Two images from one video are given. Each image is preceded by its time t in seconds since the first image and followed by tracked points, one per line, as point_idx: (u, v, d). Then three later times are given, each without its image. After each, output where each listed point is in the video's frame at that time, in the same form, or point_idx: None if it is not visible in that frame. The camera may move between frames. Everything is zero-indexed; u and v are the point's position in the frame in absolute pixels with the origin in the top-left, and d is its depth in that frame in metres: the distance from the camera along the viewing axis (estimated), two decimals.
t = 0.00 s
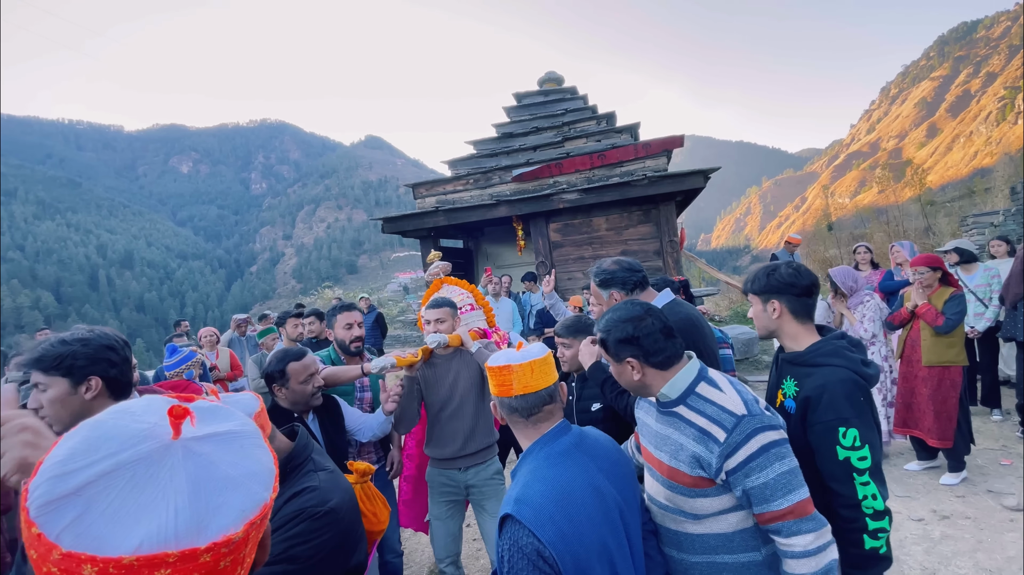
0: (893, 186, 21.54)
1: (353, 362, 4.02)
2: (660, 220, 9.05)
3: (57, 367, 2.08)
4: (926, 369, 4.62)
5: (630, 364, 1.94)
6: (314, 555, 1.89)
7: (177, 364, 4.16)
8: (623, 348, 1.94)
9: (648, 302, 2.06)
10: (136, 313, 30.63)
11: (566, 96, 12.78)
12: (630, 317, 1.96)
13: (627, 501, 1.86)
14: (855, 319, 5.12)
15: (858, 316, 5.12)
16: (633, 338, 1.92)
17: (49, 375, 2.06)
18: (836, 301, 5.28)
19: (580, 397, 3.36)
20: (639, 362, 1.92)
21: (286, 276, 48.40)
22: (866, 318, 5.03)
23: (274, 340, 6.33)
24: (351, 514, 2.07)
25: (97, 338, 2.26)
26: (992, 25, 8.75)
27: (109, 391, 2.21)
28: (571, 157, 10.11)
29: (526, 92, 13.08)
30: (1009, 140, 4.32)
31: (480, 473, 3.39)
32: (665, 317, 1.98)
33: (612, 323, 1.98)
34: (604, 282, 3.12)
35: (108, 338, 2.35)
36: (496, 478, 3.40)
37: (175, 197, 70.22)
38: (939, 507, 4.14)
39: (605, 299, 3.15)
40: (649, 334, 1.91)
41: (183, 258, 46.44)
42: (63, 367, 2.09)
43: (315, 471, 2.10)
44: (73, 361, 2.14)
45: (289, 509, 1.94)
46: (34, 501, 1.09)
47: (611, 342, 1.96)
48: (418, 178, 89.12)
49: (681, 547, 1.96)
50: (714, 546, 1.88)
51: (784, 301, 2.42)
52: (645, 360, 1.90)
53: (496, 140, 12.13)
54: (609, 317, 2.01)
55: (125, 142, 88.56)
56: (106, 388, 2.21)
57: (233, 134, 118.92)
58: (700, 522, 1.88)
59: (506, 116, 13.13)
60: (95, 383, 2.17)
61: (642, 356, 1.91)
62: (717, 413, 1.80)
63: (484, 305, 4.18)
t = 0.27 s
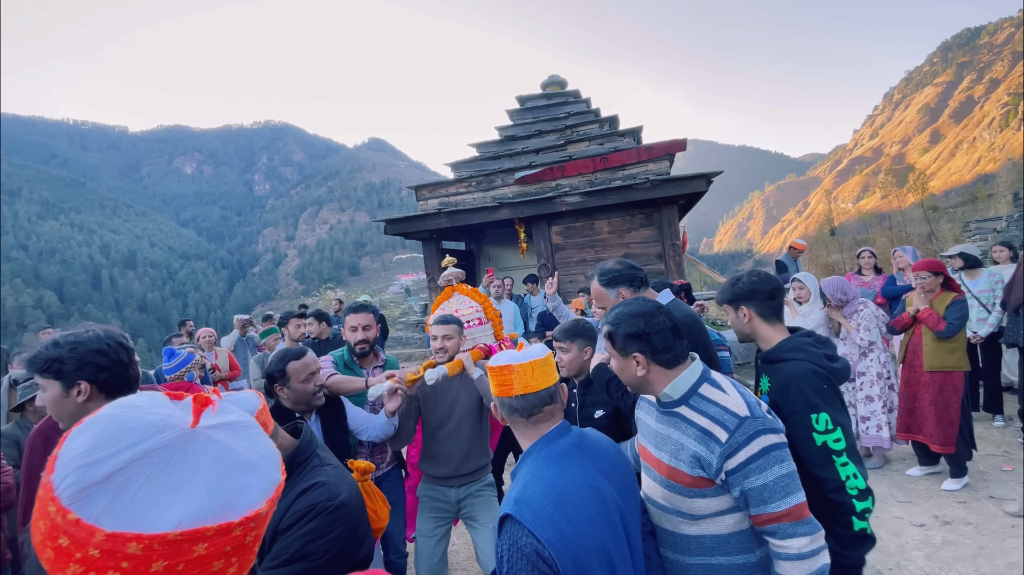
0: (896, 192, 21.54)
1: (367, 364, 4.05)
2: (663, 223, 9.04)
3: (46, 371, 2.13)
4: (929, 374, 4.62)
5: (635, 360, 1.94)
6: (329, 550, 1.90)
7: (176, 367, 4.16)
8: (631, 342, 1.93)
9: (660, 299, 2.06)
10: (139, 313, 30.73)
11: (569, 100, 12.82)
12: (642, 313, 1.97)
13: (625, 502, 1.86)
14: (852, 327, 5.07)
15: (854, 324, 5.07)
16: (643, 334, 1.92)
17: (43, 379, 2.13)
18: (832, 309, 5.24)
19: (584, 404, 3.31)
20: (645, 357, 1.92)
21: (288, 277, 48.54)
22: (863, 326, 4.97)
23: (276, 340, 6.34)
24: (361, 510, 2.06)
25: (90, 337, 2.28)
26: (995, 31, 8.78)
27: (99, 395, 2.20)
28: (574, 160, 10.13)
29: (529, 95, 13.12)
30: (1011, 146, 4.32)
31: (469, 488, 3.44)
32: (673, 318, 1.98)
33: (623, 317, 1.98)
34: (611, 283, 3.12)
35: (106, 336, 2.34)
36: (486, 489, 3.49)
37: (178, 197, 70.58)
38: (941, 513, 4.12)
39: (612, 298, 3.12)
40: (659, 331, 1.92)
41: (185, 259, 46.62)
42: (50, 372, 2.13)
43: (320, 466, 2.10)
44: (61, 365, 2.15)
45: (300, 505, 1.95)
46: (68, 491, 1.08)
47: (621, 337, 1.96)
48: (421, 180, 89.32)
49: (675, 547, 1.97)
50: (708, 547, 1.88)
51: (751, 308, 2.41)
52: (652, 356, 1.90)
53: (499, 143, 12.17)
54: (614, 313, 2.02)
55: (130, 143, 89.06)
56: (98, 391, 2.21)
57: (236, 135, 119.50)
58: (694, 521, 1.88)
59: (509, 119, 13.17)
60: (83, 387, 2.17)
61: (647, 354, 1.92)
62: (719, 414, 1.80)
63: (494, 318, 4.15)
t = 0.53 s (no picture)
0: (895, 198, 21.61)
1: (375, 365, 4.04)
2: (662, 227, 9.05)
3: (35, 389, 2.13)
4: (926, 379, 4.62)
5: (649, 350, 1.97)
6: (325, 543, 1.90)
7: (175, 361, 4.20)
8: (648, 332, 1.97)
9: (682, 295, 2.12)
10: (138, 314, 30.75)
11: (569, 104, 12.87)
12: (667, 304, 2.02)
13: (620, 498, 1.87)
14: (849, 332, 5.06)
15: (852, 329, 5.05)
16: (663, 325, 1.97)
17: (34, 397, 2.15)
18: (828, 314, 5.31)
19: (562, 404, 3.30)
20: (660, 348, 1.96)
21: (288, 279, 48.59)
22: (858, 330, 4.97)
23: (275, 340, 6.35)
24: (358, 504, 2.06)
25: (75, 349, 2.26)
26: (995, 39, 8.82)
27: (95, 403, 2.19)
28: (574, 164, 10.16)
29: (530, 99, 13.17)
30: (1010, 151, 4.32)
31: (467, 490, 3.43)
32: (692, 317, 2.03)
33: (645, 304, 2.03)
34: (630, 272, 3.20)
35: (93, 346, 2.31)
36: (482, 492, 3.46)
37: (179, 199, 70.74)
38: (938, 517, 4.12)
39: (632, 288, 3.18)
40: (680, 325, 1.97)
41: (185, 260, 46.70)
42: (37, 391, 2.13)
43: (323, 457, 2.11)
44: (50, 380, 2.14)
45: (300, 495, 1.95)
46: (190, 401, 1.08)
47: (638, 325, 2.00)
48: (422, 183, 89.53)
49: (667, 542, 1.97)
50: (699, 543, 1.89)
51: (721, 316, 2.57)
52: (667, 348, 1.94)
53: (500, 146, 12.22)
54: (635, 300, 2.07)
55: (132, 145, 89.35)
56: (94, 399, 2.20)
57: (238, 138, 119.91)
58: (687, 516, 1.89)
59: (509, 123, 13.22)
60: (78, 398, 2.16)
61: (662, 344, 1.96)
62: (724, 414, 1.82)
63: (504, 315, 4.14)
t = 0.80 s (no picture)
0: (895, 202, 21.65)
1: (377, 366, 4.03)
2: (661, 230, 9.06)
3: (32, 384, 2.15)
4: (922, 385, 4.62)
5: (653, 356, 2.04)
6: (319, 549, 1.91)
7: (175, 365, 4.19)
8: (654, 339, 2.04)
9: (692, 304, 2.18)
10: (138, 314, 30.70)
11: (569, 107, 12.89)
12: (675, 313, 2.08)
13: (615, 505, 1.88)
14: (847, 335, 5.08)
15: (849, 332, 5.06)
16: (671, 334, 2.04)
17: (30, 393, 2.17)
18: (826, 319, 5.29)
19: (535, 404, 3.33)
20: (665, 355, 2.02)
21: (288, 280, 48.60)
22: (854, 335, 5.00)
23: (274, 342, 6.37)
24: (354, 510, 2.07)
25: (71, 347, 2.29)
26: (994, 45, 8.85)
27: (90, 403, 2.21)
28: (573, 167, 10.18)
29: (529, 102, 13.20)
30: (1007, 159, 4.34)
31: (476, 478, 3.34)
32: (701, 327, 2.09)
33: (656, 311, 2.09)
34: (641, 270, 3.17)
35: (90, 346, 2.34)
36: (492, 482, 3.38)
37: (180, 199, 70.74)
38: (934, 523, 4.13)
39: (643, 288, 3.13)
40: (688, 336, 2.03)
41: (186, 260, 46.70)
42: (35, 386, 2.16)
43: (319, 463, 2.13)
44: (48, 376, 2.17)
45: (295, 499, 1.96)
46: (268, 390, 1.39)
47: (645, 331, 2.07)
48: (423, 185, 89.59)
49: (658, 546, 1.98)
50: (686, 548, 1.90)
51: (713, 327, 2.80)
52: (672, 356, 2.01)
53: (500, 149, 12.24)
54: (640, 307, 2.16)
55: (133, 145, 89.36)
56: (88, 399, 2.22)
57: (239, 138, 119.93)
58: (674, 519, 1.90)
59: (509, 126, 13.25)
60: (73, 396, 2.18)
61: (667, 353, 2.02)
62: (716, 423, 1.83)
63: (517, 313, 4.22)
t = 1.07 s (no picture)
0: (894, 210, 21.70)
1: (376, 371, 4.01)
2: (660, 238, 9.10)
3: (30, 384, 2.19)
4: (920, 393, 4.64)
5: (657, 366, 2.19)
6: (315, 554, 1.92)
7: (177, 371, 4.19)
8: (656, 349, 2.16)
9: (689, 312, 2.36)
10: (138, 321, 30.66)
11: (568, 116, 12.98)
12: (672, 323, 2.21)
13: (616, 510, 1.90)
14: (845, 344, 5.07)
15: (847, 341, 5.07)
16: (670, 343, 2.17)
17: (27, 393, 2.20)
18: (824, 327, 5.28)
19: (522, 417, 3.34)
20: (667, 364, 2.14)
21: (288, 286, 48.61)
22: (853, 343, 4.99)
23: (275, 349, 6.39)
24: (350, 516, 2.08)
25: (68, 351, 2.34)
26: (991, 55, 8.92)
27: (83, 405, 2.25)
28: (572, 175, 10.25)
29: (529, 110, 13.29)
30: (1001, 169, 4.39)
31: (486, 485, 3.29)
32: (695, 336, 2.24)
33: (653, 320, 2.22)
34: (651, 277, 3.17)
35: (86, 350, 2.39)
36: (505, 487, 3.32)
37: (181, 205, 70.92)
38: (933, 531, 4.13)
39: (653, 294, 3.13)
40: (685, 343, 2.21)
41: (186, 267, 46.76)
42: (34, 385, 2.20)
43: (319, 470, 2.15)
44: (47, 376, 2.22)
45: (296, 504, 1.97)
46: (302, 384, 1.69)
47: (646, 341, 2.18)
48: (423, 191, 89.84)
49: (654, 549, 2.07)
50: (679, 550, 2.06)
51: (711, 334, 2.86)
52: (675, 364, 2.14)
53: (500, 157, 12.31)
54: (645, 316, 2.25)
55: (135, 151, 89.70)
56: (84, 401, 2.27)
57: (240, 145, 120.39)
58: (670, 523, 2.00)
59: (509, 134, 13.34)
60: (69, 398, 2.23)
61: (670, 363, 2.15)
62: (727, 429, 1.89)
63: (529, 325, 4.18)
